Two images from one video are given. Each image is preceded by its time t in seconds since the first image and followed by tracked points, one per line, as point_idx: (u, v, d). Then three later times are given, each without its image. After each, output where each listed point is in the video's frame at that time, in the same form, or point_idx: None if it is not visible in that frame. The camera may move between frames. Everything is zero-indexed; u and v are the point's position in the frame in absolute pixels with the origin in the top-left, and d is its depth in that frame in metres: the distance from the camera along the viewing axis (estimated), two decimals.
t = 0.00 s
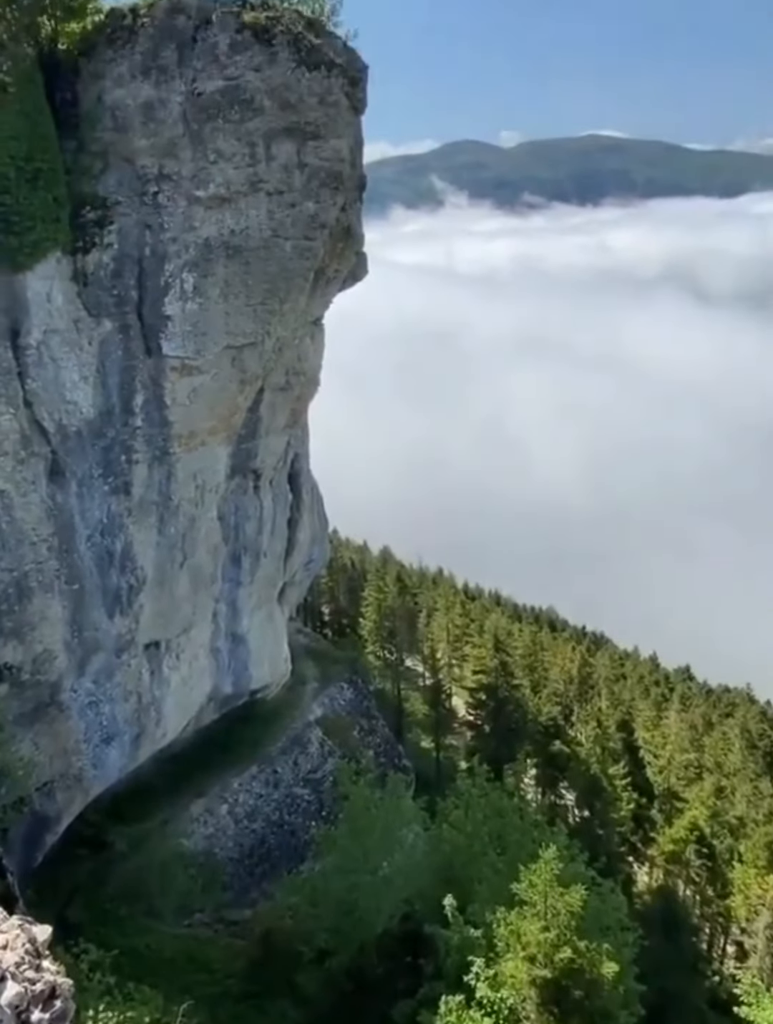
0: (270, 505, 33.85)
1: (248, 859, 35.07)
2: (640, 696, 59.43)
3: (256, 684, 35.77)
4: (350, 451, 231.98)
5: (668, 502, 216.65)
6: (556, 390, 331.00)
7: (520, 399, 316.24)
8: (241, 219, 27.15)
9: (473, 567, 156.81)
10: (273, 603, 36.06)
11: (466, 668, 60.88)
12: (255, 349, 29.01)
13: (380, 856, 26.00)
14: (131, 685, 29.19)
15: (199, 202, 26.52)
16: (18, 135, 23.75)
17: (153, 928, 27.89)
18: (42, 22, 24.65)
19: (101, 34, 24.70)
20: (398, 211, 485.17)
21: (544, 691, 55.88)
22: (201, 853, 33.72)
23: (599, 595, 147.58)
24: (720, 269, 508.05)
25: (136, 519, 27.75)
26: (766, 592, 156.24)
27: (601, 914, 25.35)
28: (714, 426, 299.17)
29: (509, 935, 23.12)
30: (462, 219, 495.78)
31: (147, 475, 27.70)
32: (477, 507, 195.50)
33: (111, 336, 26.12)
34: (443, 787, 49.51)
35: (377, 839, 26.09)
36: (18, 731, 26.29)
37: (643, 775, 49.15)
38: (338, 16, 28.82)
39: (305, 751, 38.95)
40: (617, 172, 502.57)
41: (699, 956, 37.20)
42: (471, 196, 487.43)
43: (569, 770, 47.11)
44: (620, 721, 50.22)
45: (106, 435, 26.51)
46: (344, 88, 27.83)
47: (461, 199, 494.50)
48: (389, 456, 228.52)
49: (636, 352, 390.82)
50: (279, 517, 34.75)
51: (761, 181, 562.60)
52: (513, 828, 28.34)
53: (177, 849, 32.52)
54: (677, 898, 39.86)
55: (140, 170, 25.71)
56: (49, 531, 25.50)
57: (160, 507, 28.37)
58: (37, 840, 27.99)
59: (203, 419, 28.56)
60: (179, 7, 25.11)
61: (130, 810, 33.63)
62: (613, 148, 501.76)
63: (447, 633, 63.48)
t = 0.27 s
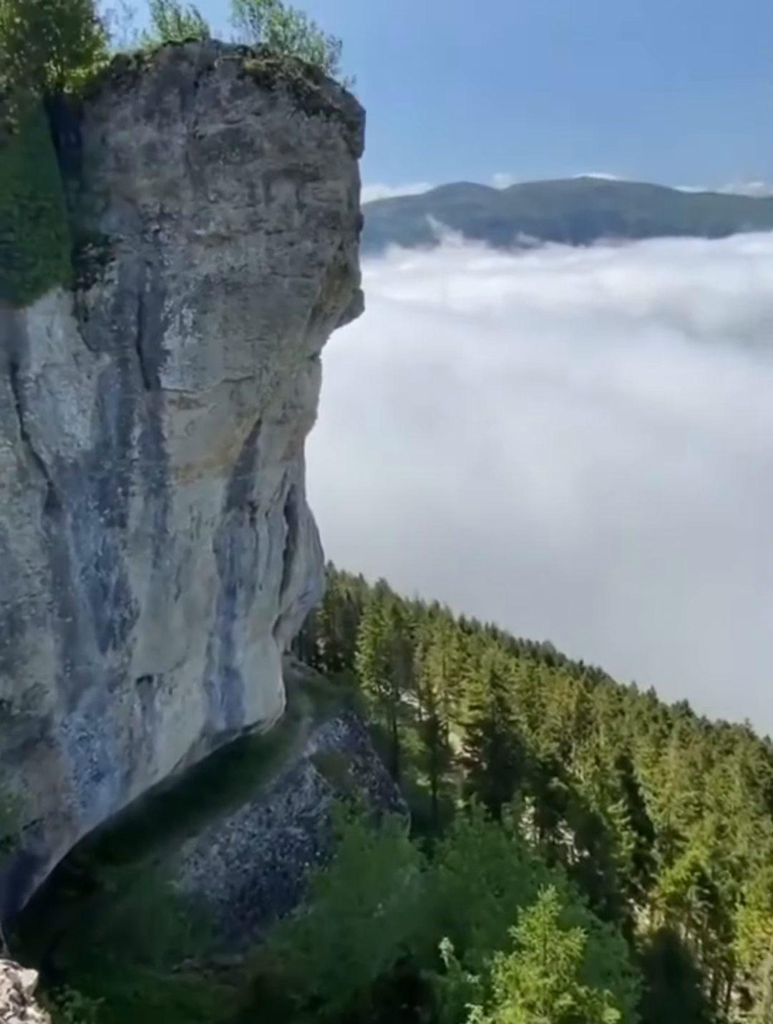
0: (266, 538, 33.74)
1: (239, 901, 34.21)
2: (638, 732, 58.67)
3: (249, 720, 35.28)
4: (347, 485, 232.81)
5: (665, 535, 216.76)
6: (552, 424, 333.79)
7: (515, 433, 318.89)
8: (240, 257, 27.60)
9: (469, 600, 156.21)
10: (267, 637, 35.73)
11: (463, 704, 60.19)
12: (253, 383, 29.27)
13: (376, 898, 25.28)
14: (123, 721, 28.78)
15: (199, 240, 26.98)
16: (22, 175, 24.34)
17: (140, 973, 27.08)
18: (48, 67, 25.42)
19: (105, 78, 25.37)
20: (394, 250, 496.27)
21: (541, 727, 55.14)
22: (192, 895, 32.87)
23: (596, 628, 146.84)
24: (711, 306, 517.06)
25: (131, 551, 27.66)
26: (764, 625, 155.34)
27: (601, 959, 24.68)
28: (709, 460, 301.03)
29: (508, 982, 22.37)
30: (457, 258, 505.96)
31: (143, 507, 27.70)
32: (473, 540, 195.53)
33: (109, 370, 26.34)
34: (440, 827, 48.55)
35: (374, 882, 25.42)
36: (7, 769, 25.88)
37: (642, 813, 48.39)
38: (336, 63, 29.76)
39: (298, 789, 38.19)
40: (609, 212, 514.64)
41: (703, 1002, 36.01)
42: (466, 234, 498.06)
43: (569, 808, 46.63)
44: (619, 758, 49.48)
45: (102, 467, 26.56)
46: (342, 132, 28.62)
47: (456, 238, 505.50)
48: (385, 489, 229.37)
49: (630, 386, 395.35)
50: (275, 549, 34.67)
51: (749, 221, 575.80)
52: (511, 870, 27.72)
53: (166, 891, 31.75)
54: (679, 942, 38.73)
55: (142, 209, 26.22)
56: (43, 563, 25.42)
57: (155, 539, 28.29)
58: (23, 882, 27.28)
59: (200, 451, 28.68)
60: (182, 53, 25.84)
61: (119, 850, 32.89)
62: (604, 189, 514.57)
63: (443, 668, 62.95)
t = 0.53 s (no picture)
0: (259, 570, 33.48)
1: (228, 944, 33.51)
2: (635, 770, 57.79)
3: (241, 756, 34.69)
4: (342, 517, 232.89)
5: (659, 568, 217.29)
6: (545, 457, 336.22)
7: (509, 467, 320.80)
8: (237, 293, 27.95)
9: (465, 633, 155.29)
10: (259, 671, 35.28)
11: (458, 742, 59.31)
12: (249, 416, 29.45)
13: (369, 941, 24.60)
14: (111, 758, 28.32)
15: (197, 276, 27.33)
16: (23, 213, 24.90)
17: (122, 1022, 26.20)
18: (52, 109, 26.11)
19: (106, 119, 26.00)
20: (388, 287, 505.45)
21: (537, 764, 54.31)
22: (179, 939, 31.96)
23: (592, 662, 146.21)
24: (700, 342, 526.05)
25: (124, 582, 27.48)
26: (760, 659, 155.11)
27: (600, 1005, 23.94)
28: (701, 494, 303.25)
29: None
30: (450, 295, 514.79)
31: (136, 538, 27.63)
32: (468, 573, 195.16)
33: (106, 404, 26.52)
34: (435, 867, 47.55)
35: (366, 923, 24.87)
36: None
37: (640, 853, 47.64)
38: (333, 106, 30.61)
39: (290, 828, 37.37)
40: (599, 251, 526.13)
41: None
42: (459, 272, 507.52)
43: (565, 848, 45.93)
44: (616, 796, 48.71)
45: (96, 499, 26.53)
46: (338, 173, 29.34)
47: (449, 275, 515.14)
48: (380, 521, 229.46)
49: (622, 421, 399.68)
50: (269, 581, 34.47)
51: (735, 260, 589.29)
52: (507, 913, 27.13)
53: (153, 935, 30.86)
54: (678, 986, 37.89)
55: (141, 246, 26.61)
56: (35, 596, 25.32)
57: (148, 572, 28.14)
58: (4, 927, 26.58)
59: (195, 483, 28.72)
60: (183, 97, 26.49)
61: (106, 893, 32.14)
62: (594, 229, 526.71)
63: (438, 703, 62.18)
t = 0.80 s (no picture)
0: (251, 603, 33.19)
1: (214, 991, 32.22)
2: (630, 807, 57.12)
3: (229, 793, 33.99)
4: (335, 550, 232.56)
5: (650, 603, 217.68)
6: (536, 490, 338.11)
7: (501, 500, 322.22)
8: (232, 327, 28.20)
9: (459, 667, 154.27)
10: (249, 706, 34.78)
11: (451, 779, 58.38)
12: (242, 449, 29.60)
13: (358, 989, 23.99)
14: (97, 794, 27.76)
15: (192, 311, 27.53)
16: (22, 247, 25.26)
17: None
18: (52, 148, 26.61)
19: (106, 159, 26.47)
20: (381, 323, 513.86)
21: (531, 801, 53.54)
22: (163, 986, 30.85)
23: (586, 697, 145.39)
24: (688, 378, 534.24)
25: (113, 615, 27.21)
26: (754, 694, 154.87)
27: None
28: (692, 528, 305.04)
29: None
30: (443, 330, 522.17)
31: (127, 569, 27.44)
32: (461, 606, 194.58)
33: (99, 435, 26.57)
34: (428, 907, 46.73)
35: (355, 970, 24.25)
36: None
37: (637, 893, 46.32)
38: (328, 148, 31.36)
39: (279, 868, 36.42)
40: (588, 289, 536.53)
41: None
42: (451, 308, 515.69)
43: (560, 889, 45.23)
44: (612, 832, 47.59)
45: (87, 530, 26.43)
46: (332, 212, 29.84)
47: (442, 311, 523.42)
48: (372, 553, 229.16)
49: (612, 455, 403.45)
50: (260, 613, 34.17)
51: (721, 299, 602.41)
52: (501, 958, 26.56)
53: (136, 982, 29.82)
54: None
55: (137, 281, 26.87)
56: (22, 628, 25.11)
57: (138, 604, 27.90)
58: None
59: (187, 515, 28.67)
60: (181, 137, 26.93)
61: (89, 938, 31.24)
62: (583, 267, 537.82)
63: (430, 738, 61.38)
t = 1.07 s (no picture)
0: (239, 634, 32.81)
1: None
2: (624, 843, 56.08)
3: (215, 830, 33.25)
4: (326, 581, 231.52)
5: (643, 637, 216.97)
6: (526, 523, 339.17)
7: (491, 532, 322.41)
8: (225, 359, 28.27)
9: (450, 701, 152.48)
10: (237, 741, 34.17)
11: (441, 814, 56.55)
12: (233, 479, 29.57)
13: None
14: (79, 832, 27.23)
15: (186, 343, 27.68)
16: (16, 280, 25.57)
17: None
18: (49, 184, 27.06)
19: (102, 194, 26.88)
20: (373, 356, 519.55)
21: (523, 838, 52.61)
22: None
23: (578, 732, 143.88)
24: (676, 411, 541.13)
25: (100, 647, 26.94)
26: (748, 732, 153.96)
27: None
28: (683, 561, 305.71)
29: None
30: (433, 363, 528.45)
31: (114, 601, 27.21)
32: (452, 638, 193.06)
33: (90, 464, 26.56)
34: (418, 950, 45.64)
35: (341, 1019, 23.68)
36: None
37: (631, 932, 45.32)
38: (320, 187, 32.05)
39: (266, 908, 35.41)
40: (576, 324, 545.48)
41: None
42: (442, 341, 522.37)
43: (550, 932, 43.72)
44: (604, 870, 46.71)
45: (75, 561, 26.30)
46: (325, 248, 29.91)
47: (432, 344, 530.09)
48: (362, 585, 228.29)
49: (602, 487, 406.37)
50: (249, 645, 33.72)
51: (707, 335, 613.86)
52: (494, 1000, 25.60)
53: None
54: None
55: (131, 314, 27.11)
56: (6, 661, 24.92)
57: (124, 637, 27.60)
58: None
59: (176, 545, 28.54)
60: (177, 175, 27.29)
61: (68, 982, 30.29)
62: (571, 303, 547.64)
63: (421, 773, 59.83)
